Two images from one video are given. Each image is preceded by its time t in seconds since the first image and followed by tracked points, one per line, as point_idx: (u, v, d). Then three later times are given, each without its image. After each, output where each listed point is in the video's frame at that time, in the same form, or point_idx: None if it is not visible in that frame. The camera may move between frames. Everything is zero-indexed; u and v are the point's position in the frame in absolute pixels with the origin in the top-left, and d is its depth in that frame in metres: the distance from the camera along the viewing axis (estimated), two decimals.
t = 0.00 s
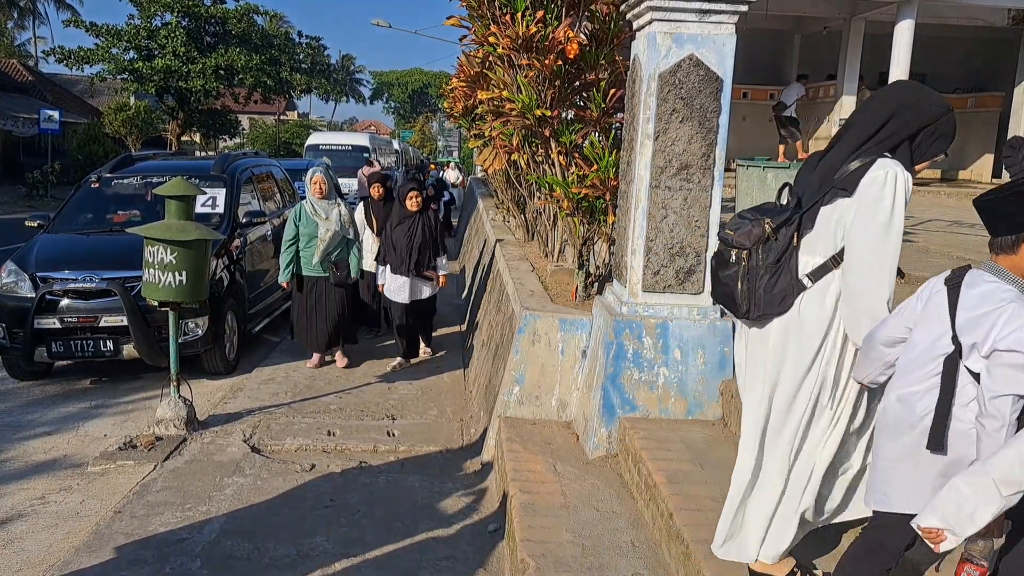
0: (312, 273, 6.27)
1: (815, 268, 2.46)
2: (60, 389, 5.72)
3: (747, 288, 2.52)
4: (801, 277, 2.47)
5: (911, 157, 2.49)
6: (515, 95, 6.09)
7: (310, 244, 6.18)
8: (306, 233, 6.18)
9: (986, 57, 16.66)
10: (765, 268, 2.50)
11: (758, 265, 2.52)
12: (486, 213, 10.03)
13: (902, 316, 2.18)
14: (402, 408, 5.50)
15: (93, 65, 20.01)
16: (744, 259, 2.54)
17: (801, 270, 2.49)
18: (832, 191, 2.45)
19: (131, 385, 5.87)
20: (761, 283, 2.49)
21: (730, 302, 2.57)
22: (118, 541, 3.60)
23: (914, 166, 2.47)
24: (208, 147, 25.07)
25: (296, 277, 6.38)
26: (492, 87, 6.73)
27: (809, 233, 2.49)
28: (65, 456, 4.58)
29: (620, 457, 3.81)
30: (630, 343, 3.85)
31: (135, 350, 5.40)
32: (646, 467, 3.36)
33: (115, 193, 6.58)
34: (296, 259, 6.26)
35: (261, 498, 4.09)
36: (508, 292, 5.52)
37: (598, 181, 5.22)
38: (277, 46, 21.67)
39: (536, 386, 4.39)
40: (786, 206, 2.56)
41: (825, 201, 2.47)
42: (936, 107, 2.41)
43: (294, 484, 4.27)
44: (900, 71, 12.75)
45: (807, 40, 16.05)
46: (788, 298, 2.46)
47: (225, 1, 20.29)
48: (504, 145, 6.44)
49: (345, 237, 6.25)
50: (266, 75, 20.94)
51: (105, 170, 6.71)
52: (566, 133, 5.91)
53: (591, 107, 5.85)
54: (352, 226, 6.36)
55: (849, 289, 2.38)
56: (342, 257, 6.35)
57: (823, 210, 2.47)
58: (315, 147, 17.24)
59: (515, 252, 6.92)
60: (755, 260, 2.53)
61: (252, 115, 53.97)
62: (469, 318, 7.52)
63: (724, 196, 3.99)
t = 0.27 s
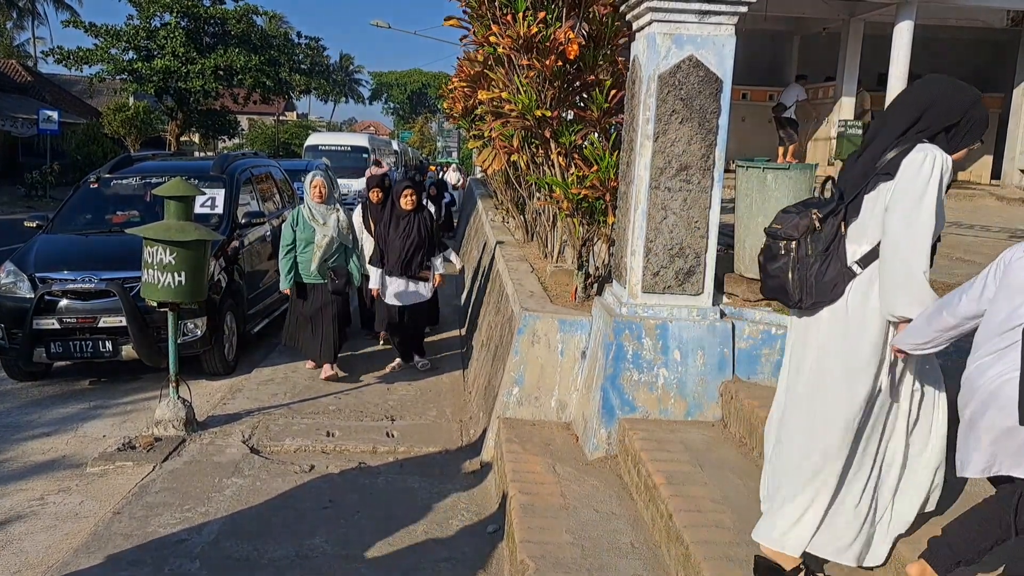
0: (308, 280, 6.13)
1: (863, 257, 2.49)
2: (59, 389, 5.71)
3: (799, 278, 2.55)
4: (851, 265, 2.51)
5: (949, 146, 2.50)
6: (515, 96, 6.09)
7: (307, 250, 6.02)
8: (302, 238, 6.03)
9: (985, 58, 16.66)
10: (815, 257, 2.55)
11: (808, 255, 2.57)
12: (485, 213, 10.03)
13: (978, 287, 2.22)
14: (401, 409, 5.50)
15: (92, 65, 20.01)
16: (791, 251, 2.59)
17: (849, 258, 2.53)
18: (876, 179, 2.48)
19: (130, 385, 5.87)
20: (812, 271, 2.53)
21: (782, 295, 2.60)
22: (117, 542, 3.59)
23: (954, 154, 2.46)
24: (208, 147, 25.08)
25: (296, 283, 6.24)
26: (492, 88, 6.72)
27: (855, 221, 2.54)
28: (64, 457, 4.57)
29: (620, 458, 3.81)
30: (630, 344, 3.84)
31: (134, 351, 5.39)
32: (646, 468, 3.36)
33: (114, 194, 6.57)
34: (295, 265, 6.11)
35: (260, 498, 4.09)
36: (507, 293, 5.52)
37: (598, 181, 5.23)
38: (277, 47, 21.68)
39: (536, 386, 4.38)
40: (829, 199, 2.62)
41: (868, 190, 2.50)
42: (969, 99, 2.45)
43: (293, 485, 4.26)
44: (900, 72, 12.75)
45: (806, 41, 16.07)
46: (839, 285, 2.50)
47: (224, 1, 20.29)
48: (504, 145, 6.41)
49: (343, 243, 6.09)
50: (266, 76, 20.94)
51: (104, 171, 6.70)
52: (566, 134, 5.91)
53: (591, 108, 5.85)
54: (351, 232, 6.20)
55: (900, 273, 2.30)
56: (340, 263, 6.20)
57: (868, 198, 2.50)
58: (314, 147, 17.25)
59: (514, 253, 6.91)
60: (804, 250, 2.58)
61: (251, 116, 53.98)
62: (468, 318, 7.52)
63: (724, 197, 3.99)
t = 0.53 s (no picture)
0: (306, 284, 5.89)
1: (893, 207, 2.65)
2: (58, 390, 5.71)
3: (832, 232, 2.73)
4: (884, 216, 2.68)
5: (984, 99, 2.63)
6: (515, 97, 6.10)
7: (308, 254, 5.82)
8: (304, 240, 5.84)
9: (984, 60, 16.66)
10: (846, 210, 2.72)
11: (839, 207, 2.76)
12: (484, 214, 10.04)
13: None
14: (400, 409, 5.50)
15: (92, 66, 20.01)
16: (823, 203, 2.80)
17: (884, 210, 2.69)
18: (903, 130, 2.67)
19: (130, 386, 5.86)
20: (843, 221, 2.71)
21: (816, 250, 2.78)
22: (116, 543, 3.59)
23: (984, 106, 2.61)
24: (207, 147, 25.08)
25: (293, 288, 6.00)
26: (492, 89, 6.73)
27: (885, 172, 2.72)
28: (63, 457, 4.57)
29: (620, 459, 3.81)
30: (629, 345, 3.85)
31: (133, 351, 5.39)
32: (645, 469, 3.35)
33: (114, 194, 6.57)
34: (294, 268, 5.91)
35: (259, 499, 4.08)
36: (507, 293, 5.52)
37: (597, 182, 5.23)
38: (276, 47, 21.69)
39: (535, 387, 4.39)
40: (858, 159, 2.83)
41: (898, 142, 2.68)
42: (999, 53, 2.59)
43: (292, 485, 4.26)
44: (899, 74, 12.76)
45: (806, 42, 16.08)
46: (875, 235, 2.65)
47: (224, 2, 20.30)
48: (503, 146, 6.40)
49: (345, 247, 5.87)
50: (266, 76, 20.94)
51: (104, 171, 6.70)
52: (566, 135, 5.91)
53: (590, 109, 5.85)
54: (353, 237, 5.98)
55: (929, 209, 2.43)
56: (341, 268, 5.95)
57: (898, 150, 2.68)
58: (313, 148, 17.25)
59: (513, 254, 6.91)
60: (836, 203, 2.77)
61: (251, 116, 53.99)
62: (467, 319, 7.52)
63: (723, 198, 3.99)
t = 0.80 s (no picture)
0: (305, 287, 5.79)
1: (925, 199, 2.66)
2: (58, 390, 5.71)
3: (864, 225, 2.72)
4: (915, 208, 2.68)
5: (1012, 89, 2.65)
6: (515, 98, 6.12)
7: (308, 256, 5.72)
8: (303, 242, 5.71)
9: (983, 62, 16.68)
10: (877, 203, 2.72)
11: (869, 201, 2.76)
12: (484, 215, 10.04)
13: None
14: (400, 411, 5.49)
15: (91, 66, 20.00)
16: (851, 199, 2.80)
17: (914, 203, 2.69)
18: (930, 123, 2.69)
19: (129, 386, 5.86)
20: (873, 215, 2.71)
21: (848, 244, 2.76)
22: (116, 544, 3.59)
23: (1013, 94, 2.62)
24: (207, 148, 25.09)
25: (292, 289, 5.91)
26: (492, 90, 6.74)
27: (914, 165, 2.74)
28: (62, 458, 4.57)
29: (620, 461, 3.81)
30: (630, 346, 3.85)
31: (132, 352, 5.39)
32: (645, 470, 3.35)
33: (114, 194, 6.57)
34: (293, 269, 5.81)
35: (258, 500, 4.08)
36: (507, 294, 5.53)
37: (597, 184, 5.24)
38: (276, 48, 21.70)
39: (536, 388, 4.39)
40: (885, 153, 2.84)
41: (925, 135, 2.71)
42: None
43: (291, 486, 4.26)
44: (898, 76, 12.77)
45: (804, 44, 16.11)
46: (907, 228, 2.65)
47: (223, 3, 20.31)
48: (503, 147, 6.42)
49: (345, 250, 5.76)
50: (265, 77, 20.95)
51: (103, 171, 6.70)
52: (565, 136, 5.91)
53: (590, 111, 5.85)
54: (354, 237, 5.85)
55: (961, 201, 2.48)
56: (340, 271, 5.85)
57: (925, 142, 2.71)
58: (313, 149, 17.26)
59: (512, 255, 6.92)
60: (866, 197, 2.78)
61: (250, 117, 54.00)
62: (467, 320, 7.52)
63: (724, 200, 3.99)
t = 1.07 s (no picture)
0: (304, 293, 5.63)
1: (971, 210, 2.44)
2: (57, 390, 5.71)
3: (906, 238, 2.48)
4: (959, 220, 2.46)
5: None
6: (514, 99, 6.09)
7: (304, 263, 5.57)
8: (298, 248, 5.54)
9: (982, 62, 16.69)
10: (920, 215, 2.48)
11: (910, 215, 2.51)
12: (484, 215, 10.05)
13: None
14: (399, 410, 5.50)
15: (90, 66, 19.99)
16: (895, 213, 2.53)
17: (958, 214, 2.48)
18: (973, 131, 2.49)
19: (128, 386, 5.86)
20: (918, 228, 2.45)
21: (889, 259, 2.52)
22: (115, 543, 3.59)
23: None
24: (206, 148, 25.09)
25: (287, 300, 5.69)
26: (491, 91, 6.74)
27: (956, 175, 2.53)
28: (62, 458, 4.57)
29: (619, 461, 3.81)
30: (629, 347, 3.85)
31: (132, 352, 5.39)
32: (645, 470, 3.35)
33: (113, 194, 6.56)
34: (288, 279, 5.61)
35: (258, 500, 4.08)
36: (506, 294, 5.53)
37: (596, 184, 5.24)
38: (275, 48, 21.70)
39: (535, 388, 4.39)
40: (924, 162, 2.61)
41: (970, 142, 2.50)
42: None
43: (291, 486, 4.26)
44: (897, 76, 12.79)
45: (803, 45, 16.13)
46: (952, 240, 2.43)
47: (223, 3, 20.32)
48: (502, 147, 6.40)
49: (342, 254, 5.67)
50: (264, 77, 20.95)
51: (103, 171, 6.70)
52: (565, 136, 5.90)
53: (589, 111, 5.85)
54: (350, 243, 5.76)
55: (1007, 211, 2.27)
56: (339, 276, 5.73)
57: (969, 149, 2.50)
58: (312, 149, 17.27)
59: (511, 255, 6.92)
60: (907, 211, 2.52)
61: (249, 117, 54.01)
62: (466, 320, 7.52)
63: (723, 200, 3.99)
